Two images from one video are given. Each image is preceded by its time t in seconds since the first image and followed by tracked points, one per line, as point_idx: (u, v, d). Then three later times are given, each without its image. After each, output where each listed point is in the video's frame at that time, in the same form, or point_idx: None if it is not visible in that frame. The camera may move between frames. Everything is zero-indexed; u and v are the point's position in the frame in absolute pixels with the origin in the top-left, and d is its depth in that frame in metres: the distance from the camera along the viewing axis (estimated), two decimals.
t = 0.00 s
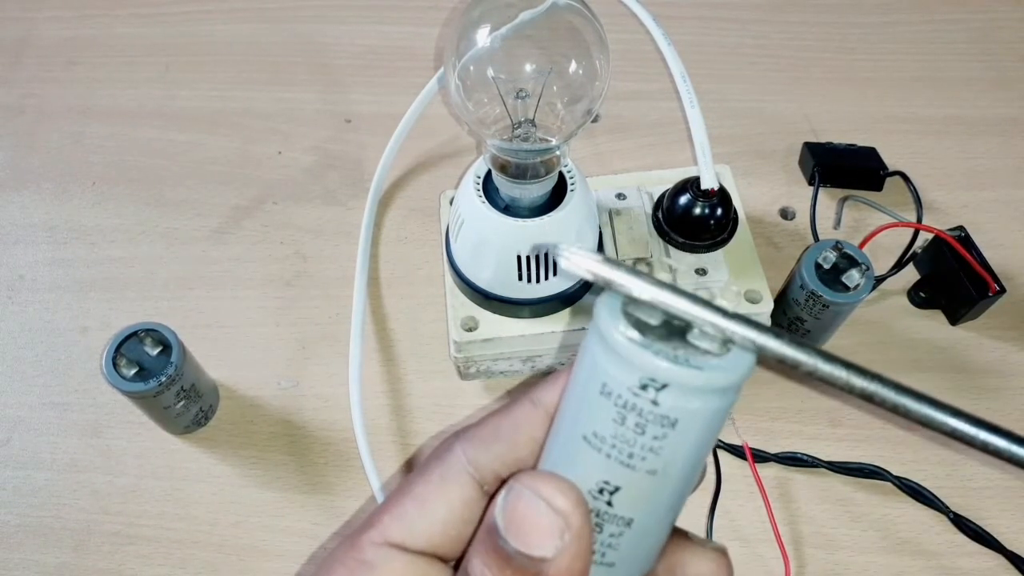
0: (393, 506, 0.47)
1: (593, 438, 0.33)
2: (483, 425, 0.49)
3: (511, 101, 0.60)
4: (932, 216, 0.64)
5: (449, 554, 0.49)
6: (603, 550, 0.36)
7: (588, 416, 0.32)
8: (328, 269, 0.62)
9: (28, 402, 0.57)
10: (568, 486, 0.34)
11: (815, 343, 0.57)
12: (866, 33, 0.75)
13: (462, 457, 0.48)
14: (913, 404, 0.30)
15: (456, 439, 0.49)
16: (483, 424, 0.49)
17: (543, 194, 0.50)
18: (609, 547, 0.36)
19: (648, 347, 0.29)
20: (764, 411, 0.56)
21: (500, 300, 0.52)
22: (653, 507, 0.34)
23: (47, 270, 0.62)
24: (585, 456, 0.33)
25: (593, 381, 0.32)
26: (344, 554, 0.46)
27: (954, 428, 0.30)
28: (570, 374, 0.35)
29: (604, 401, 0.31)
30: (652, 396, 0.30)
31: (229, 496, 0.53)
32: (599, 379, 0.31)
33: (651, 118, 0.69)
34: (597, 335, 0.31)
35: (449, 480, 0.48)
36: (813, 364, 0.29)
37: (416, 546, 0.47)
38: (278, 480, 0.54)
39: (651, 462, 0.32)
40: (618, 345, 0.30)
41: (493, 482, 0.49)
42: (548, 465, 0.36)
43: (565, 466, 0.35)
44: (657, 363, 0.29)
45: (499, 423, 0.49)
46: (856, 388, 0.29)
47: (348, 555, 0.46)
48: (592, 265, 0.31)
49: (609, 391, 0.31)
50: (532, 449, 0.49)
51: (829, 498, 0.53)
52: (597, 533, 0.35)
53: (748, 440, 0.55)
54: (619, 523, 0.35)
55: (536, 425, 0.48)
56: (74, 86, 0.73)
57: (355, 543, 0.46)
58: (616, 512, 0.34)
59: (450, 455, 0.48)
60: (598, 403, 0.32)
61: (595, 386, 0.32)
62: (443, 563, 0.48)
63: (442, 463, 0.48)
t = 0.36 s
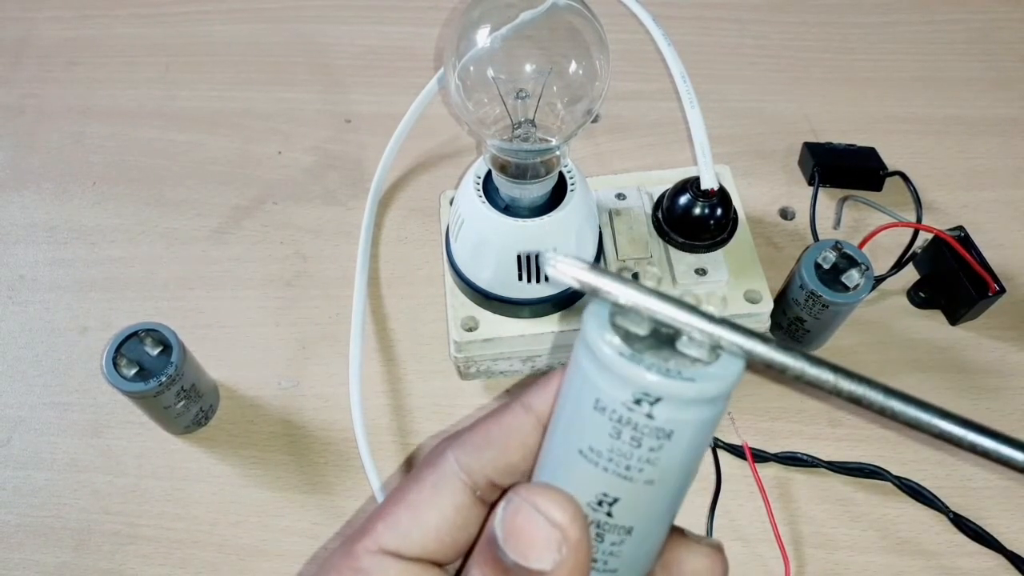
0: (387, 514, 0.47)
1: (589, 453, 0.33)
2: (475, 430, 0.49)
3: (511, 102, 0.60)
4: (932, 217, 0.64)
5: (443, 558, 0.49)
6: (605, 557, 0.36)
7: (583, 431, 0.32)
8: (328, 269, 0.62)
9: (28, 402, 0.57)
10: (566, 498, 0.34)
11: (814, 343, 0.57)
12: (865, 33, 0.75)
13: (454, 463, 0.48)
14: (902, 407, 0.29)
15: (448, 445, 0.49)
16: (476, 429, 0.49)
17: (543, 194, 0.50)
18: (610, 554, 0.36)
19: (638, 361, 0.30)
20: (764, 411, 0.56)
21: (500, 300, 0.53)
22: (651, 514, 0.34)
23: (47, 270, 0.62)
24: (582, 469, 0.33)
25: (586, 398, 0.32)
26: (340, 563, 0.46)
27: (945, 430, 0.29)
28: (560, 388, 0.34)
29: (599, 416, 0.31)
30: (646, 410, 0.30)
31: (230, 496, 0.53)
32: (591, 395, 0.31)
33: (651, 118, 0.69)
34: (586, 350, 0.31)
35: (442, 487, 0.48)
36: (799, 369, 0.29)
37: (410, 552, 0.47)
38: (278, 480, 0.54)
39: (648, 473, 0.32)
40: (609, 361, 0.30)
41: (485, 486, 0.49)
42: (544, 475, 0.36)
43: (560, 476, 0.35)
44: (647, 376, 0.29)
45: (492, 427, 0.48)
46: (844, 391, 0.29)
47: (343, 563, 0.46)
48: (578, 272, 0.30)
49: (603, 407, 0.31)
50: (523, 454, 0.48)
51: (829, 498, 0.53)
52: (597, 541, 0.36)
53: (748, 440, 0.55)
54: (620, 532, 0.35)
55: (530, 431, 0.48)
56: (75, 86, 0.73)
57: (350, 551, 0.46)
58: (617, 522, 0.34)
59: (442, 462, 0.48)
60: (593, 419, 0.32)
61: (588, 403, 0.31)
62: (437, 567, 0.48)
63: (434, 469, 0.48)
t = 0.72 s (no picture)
0: (389, 527, 0.47)
1: (605, 473, 0.32)
2: (476, 443, 0.48)
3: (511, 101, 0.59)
4: (932, 216, 0.64)
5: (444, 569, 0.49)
6: (623, 572, 0.36)
7: (597, 452, 0.32)
8: (328, 269, 0.62)
9: (27, 402, 0.57)
10: (581, 521, 0.34)
11: (815, 343, 0.57)
12: (866, 33, 0.75)
13: (456, 476, 0.48)
14: (902, 413, 0.30)
15: (447, 457, 0.49)
16: (475, 441, 0.49)
17: (543, 194, 0.50)
18: (628, 569, 0.36)
19: (650, 382, 0.29)
20: (765, 412, 0.56)
21: (500, 300, 0.52)
22: (664, 528, 0.34)
23: (47, 270, 0.62)
24: (597, 489, 0.33)
25: (599, 420, 0.31)
26: None
27: (942, 436, 0.30)
28: (569, 406, 0.34)
29: (614, 437, 0.31)
30: (662, 428, 0.30)
31: (229, 497, 0.53)
32: (605, 417, 0.31)
33: (651, 118, 0.69)
34: (594, 369, 0.31)
35: (443, 501, 0.47)
36: (800, 375, 0.29)
37: (412, 565, 0.47)
38: (277, 480, 0.54)
39: (666, 488, 0.32)
40: (621, 382, 0.29)
41: (487, 498, 0.49)
42: (554, 495, 0.36)
43: (568, 495, 0.35)
44: (660, 395, 0.29)
45: (494, 440, 0.48)
46: (844, 397, 0.29)
47: None
48: (578, 277, 0.31)
49: (619, 428, 0.30)
50: (524, 467, 0.49)
51: (830, 498, 0.53)
52: (615, 558, 0.36)
53: (749, 440, 0.55)
54: (639, 547, 0.35)
55: (532, 444, 0.48)
56: (74, 86, 0.73)
57: (353, 565, 0.46)
58: (636, 538, 0.34)
59: (443, 476, 0.48)
60: (607, 441, 0.31)
61: (602, 424, 0.31)
62: None
63: (436, 482, 0.48)
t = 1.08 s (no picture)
0: (390, 522, 0.47)
1: (605, 465, 0.32)
2: (477, 439, 0.49)
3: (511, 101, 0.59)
4: (932, 216, 0.64)
5: (444, 565, 0.49)
6: (621, 565, 0.36)
7: (596, 444, 0.32)
8: (328, 269, 0.62)
9: (27, 402, 0.57)
10: (580, 513, 0.34)
11: (815, 343, 0.57)
12: (866, 33, 0.75)
13: (455, 471, 0.48)
14: (899, 409, 0.30)
15: (447, 454, 0.49)
16: (475, 438, 0.49)
17: (543, 194, 0.50)
18: (626, 562, 0.36)
19: (651, 373, 0.29)
20: (765, 412, 0.56)
21: (500, 300, 0.52)
22: (662, 521, 0.34)
23: (46, 270, 0.62)
24: (595, 481, 0.33)
25: (599, 412, 0.31)
26: None
27: (939, 431, 0.30)
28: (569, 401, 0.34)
29: (614, 430, 0.31)
30: (662, 420, 0.30)
31: (230, 497, 0.53)
32: (605, 409, 0.31)
33: (651, 118, 0.69)
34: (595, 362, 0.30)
35: (443, 496, 0.47)
36: (799, 370, 0.29)
37: (414, 560, 0.47)
38: (277, 480, 0.54)
39: (665, 481, 0.32)
40: (621, 374, 0.29)
41: (488, 494, 0.48)
42: (551, 488, 0.36)
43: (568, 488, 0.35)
44: (660, 387, 0.29)
45: (494, 436, 0.48)
46: (842, 393, 0.29)
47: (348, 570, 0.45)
48: (580, 274, 0.31)
49: (619, 421, 0.30)
50: (525, 463, 0.48)
51: (830, 498, 0.53)
52: (614, 550, 0.35)
53: (749, 440, 0.55)
54: (637, 540, 0.35)
55: (531, 440, 0.47)
56: (74, 86, 0.73)
57: (355, 559, 0.46)
58: (633, 531, 0.34)
59: (442, 472, 0.48)
60: (607, 433, 0.31)
61: (602, 417, 0.31)
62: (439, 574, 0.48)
63: (435, 478, 0.48)
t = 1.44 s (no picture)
0: (384, 517, 0.47)
1: (577, 454, 0.34)
2: (465, 435, 0.49)
3: (511, 101, 0.59)
4: (932, 216, 0.64)
5: (436, 558, 0.49)
6: (599, 548, 0.37)
7: (569, 435, 0.33)
8: (328, 269, 0.62)
9: (27, 402, 0.57)
10: (559, 499, 0.35)
11: (815, 343, 0.57)
12: (866, 33, 0.75)
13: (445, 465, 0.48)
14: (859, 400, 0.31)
15: (437, 450, 0.49)
16: (465, 434, 0.49)
17: (543, 194, 0.50)
18: (603, 545, 0.37)
19: (614, 369, 0.30)
20: (765, 412, 0.56)
21: (500, 300, 0.52)
22: (637, 505, 0.35)
23: (46, 269, 0.62)
24: (570, 468, 0.34)
25: (569, 405, 0.32)
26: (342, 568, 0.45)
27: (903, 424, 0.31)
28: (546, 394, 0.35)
29: (583, 421, 0.32)
30: (626, 413, 0.31)
31: (230, 497, 0.53)
32: (575, 403, 0.32)
33: (652, 118, 0.69)
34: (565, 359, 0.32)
35: (431, 491, 0.47)
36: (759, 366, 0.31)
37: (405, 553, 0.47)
38: (277, 481, 0.54)
39: (634, 468, 0.33)
40: (588, 372, 0.31)
41: (476, 488, 0.49)
42: (536, 477, 0.37)
43: (548, 476, 0.35)
44: (623, 383, 0.30)
45: (480, 430, 0.48)
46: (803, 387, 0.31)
47: (342, 566, 0.46)
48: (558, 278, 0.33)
49: (588, 413, 0.32)
50: (511, 457, 0.48)
51: (830, 498, 0.53)
52: (589, 535, 0.36)
53: (749, 439, 0.55)
54: (610, 523, 0.36)
55: (514, 434, 0.48)
56: (74, 86, 0.73)
57: (349, 553, 0.46)
58: (607, 514, 0.35)
59: (432, 467, 0.48)
60: (577, 424, 0.33)
61: (573, 409, 0.32)
62: (431, 567, 0.48)
63: (426, 474, 0.48)
